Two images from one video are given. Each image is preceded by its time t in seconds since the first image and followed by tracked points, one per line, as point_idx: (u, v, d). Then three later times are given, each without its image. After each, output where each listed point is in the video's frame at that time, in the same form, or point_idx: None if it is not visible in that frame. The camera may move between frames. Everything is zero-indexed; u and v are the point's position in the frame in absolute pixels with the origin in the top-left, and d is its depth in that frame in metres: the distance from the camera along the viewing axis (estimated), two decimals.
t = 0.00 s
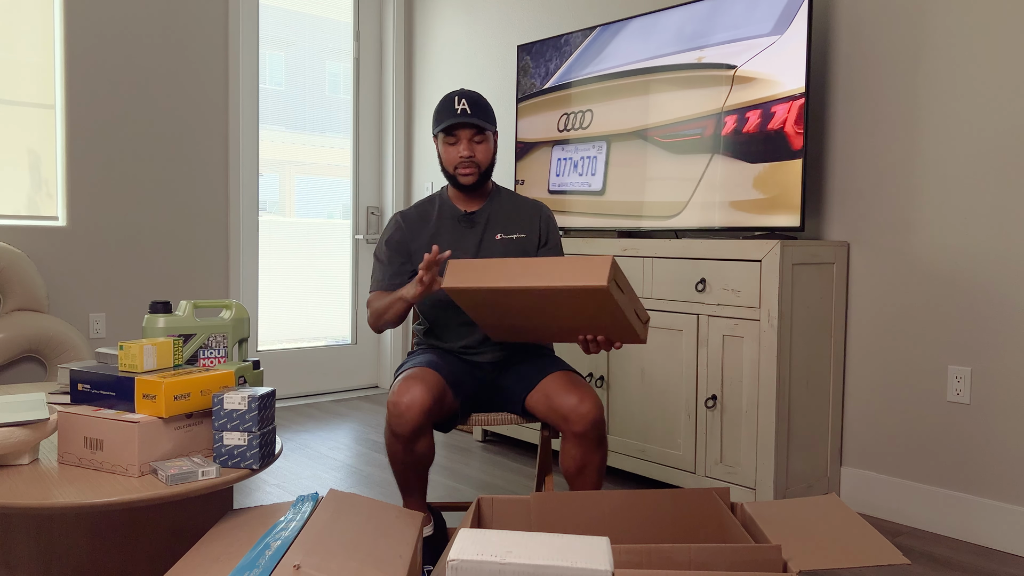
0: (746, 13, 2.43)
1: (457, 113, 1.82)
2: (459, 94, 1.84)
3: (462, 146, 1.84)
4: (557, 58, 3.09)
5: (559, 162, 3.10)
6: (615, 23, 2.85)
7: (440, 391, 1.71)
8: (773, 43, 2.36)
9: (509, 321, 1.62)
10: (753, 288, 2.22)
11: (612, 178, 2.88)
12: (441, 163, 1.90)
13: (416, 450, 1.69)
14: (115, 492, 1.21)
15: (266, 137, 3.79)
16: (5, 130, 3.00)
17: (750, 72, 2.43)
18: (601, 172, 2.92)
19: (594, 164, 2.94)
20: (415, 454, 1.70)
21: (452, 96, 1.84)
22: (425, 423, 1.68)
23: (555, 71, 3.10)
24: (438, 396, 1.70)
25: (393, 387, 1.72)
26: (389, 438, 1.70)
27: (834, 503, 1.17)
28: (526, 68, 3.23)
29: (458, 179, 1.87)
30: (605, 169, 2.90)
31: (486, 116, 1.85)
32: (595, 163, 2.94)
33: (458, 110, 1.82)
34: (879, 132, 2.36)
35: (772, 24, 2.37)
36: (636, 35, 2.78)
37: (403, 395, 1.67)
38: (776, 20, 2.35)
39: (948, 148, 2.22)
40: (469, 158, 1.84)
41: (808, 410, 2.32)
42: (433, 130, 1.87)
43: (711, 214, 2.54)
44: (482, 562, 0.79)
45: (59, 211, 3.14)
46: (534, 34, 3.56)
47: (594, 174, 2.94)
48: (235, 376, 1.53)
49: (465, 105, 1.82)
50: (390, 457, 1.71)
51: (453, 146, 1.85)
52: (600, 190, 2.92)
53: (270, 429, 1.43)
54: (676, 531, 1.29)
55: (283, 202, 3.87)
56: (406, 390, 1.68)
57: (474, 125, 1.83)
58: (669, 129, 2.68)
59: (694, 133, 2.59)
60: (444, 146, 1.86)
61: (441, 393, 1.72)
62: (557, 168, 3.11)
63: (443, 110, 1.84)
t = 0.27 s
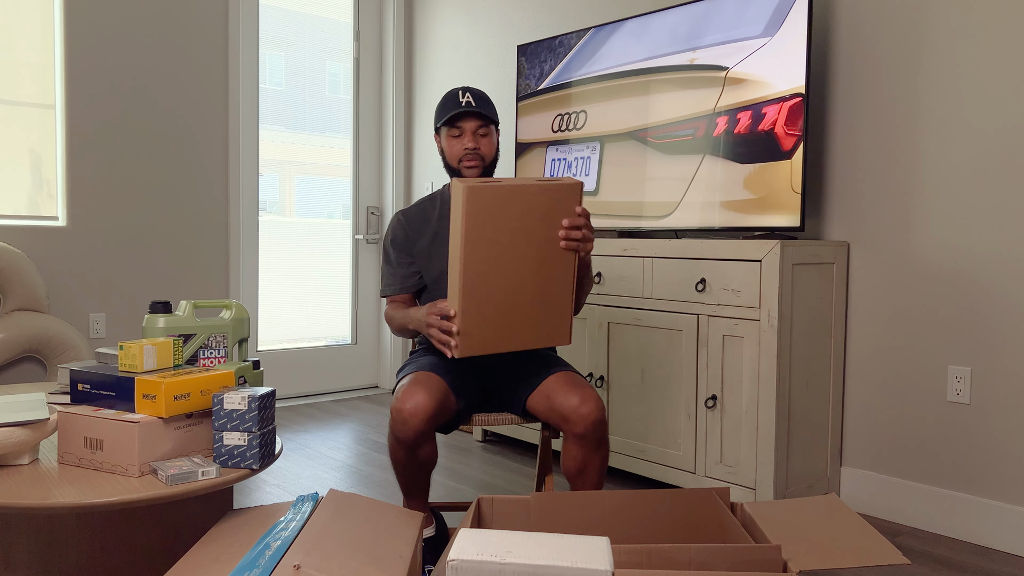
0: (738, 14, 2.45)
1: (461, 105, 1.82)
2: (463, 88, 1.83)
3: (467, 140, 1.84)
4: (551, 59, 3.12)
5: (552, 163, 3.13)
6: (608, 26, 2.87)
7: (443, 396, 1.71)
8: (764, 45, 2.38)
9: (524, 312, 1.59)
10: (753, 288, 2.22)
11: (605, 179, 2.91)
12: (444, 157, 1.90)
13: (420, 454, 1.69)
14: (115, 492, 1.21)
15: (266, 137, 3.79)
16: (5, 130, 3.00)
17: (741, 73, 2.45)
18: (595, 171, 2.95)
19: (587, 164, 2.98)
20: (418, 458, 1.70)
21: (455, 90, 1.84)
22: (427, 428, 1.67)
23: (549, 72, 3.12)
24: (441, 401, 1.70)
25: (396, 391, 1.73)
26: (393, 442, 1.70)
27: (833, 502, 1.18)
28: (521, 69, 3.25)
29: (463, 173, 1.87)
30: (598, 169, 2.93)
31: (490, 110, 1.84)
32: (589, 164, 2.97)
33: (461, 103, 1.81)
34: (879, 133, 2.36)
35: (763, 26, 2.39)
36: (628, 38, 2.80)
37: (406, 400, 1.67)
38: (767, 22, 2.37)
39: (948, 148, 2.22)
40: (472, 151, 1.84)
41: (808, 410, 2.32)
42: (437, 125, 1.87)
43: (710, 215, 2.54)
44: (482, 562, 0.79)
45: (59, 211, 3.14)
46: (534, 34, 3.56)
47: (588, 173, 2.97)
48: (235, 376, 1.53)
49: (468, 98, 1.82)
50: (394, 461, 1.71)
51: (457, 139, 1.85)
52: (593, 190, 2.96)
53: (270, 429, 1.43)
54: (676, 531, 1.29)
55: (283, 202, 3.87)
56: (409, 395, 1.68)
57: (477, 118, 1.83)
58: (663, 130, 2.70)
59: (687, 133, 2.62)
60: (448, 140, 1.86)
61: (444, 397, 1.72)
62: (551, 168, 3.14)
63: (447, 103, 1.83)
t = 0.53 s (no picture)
0: (729, 17, 2.47)
1: (462, 110, 1.83)
2: (462, 92, 1.85)
3: (468, 144, 1.83)
4: (546, 61, 3.14)
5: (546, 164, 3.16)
6: (600, 28, 2.90)
7: (447, 397, 1.71)
8: (754, 47, 2.41)
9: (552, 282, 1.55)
10: (753, 288, 2.22)
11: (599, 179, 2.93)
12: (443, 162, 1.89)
13: (422, 455, 1.70)
14: (115, 492, 1.21)
15: (266, 137, 3.79)
16: (5, 130, 3.01)
17: (732, 75, 2.48)
18: (588, 171, 2.97)
19: (583, 164, 2.99)
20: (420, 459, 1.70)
21: (454, 93, 1.85)
22: (430, 430, 1.68)
23: (543, 73, 3.15)
24: (445, 403, 1.70)
25: (400, 392, 1.73)
26: (395, 444, 1.71)
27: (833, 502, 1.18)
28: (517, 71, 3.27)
29: (463, 178, 1.85)
30: (592, 169, 2.95)
31: (489, 115, 1.87)
32: (582, 164, 2.99)
33: (463, 107, 1.83)
34: (879, 132, 2.36)
35: (753, 28, 2.41)
36: (620, 40, 2.83)
37: (409, 402, 1.68)
38: (757, 24, 2.39)
39: (948, 147, 2.22)
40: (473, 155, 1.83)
41: (808, 411, 2.32)
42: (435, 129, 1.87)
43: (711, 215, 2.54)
44: (482, 562, 0.79)
45: (59, 211, 3.14)
46: (535, 34, 3.56)
47: (581, 174, 2.99)
48: (234, 376, 1.53)
49: (469, 102, 1.84)
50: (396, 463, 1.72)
51: (457, 143, 1.84)
52: (587, 190, 2.98)
53: (270, 429, 1.43)
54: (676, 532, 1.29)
55: (283, 202, 3.87)
56: (412, 396, 1.68)
57: (478, 122, 1.84)
58: (654, 132, 2.73)
59: (680, 133, 2.64)
60: (446, 145, 1.86)
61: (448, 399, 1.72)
62: (545, 168, 3.16)
63: (448, 107, 1.84)
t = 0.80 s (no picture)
0: (719, 19, 2.50)
1: (470, 125, 1.84)
2: (468, 106, 1.87)
3: (473, 158, 1.84)
4: (539, 62, 3.17)
5: (539, 164, 3.19)
6: (593, 30, 2.93)
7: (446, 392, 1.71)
8: (743, 49, 2.44)
9: (575, 323, 1.59)
10: (753, 288, 2.22)
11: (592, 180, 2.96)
12: (441, 171, 1.87)
13: (421, 451, 1.69)
14: (115, 492, 1.21)
15: (266, 137, 3.79)
16: (5, 130, 3.00)
17: (723, 77, 2.51)
18: (581, 172, 3.00)
19: (577, 165, 3.01)
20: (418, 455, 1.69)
21: (461, 106, 1.86)
22: (429, 424, 1.68)
23: (537, 74, 3.18)
24: (443, 397, 1.70)
25: (399, 388, 1.73)
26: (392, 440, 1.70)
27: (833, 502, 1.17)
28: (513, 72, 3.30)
29: (463, 189, 1.86)
30: (585, 170, 2.98)
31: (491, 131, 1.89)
32: (576, 165, 3.02)
33: (471, 123, 1.84)
34: (879, 132, 2.36)
35: (742, 30, 2.44)
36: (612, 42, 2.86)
37: (407, 397, 1.67)
38: (747, 26, 2.42)
39: (948, 147, 2.22)
40: (478, 170, 1.84)
41: (808, 410, 2.32)
42: (436, 138, 1.86)
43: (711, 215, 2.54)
44: (482, 562, 0.79)
45: (59, 211, 3.14)
46: (535, 34, 3.56)
47: (574, 174, 3.02)
48: (235, 376, 1.53)
49: (476, 117, 1.86)
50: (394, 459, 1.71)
51: (460, 155, 1.84)
52: (580, 190, 3.00)
53: (270, 429, 1.43)
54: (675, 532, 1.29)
55: (283, 202, 3.87)
56: (409, 391, 1.68)
57: (485, 138, 1.85)
58: (644, 133, 2.76)
59: (671, 134, 2.67)
60: (449, 154, 1.84)
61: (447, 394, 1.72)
62: (539, 169, 3.19)
63: (455, 119, 1.84)
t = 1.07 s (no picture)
0: (711, 20, 2.52)
1: (484, 130, 1.83)
2: (481, 110, 1.85)
3: (484, 163, 1.84)
4: (534, 63, 3.20)
5: (532, 165, 3.21)
6: (587, 32, 2.96)
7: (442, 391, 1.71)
8: (735, 50, 2.46)
9: (586, 343, 1.62)
10: (753, 288, 2.22)
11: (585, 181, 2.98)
12: (450, 171, 1.86)
13: (418, 449, 1.69)
14: (115, 492, 1.21)
15: (266, 137, 3.79)
16: (5, 130, 3.00)
17: (714, 78, 2.53)
18: (574, 173, 3.02)
19: (570, 166, 3.03)
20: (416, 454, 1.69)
21: (475, 110, 1.84)
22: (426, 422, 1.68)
23: (532, 75, 3.20)
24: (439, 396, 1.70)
25: (395, 386, 1.73)
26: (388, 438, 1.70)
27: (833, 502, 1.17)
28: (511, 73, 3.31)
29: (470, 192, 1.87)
30: (579, 170, 3.00)
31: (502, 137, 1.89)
32: (569, 165, 3.04)
33: (485, 128, 1.83)
34: (879, 132, 2.36)
35: (733, 32, 2.47)
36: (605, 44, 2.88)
37: (404, 396, 1.67)
38: (738, 29, 2.45)
39: (948, 147, 2.22)
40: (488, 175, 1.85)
41: (808, 411, 2.32)
42: (447, 139, 1.84)
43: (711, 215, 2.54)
44: (482, 562, 0.79)
45: (59, 211, 3.14)
46: (535, 34, 3.56)
47: (567, 175, 3.04)
48: (234, 376, 1.53)
49: (489, 123, 1.85)
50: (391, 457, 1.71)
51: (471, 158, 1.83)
52: (573, 191, 3.02)
53: (270, 429, 1.43)
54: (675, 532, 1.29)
55: (283, 202, 3.87)
56: (406, 390, 1.68)
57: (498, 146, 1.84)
58: (637, 134, 2.78)
59: (662, 134, 2.69)
60: (459, 157, 1.83)
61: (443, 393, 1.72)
62: (533, 170, 3.21)
63: (469, 123, 1.82)
